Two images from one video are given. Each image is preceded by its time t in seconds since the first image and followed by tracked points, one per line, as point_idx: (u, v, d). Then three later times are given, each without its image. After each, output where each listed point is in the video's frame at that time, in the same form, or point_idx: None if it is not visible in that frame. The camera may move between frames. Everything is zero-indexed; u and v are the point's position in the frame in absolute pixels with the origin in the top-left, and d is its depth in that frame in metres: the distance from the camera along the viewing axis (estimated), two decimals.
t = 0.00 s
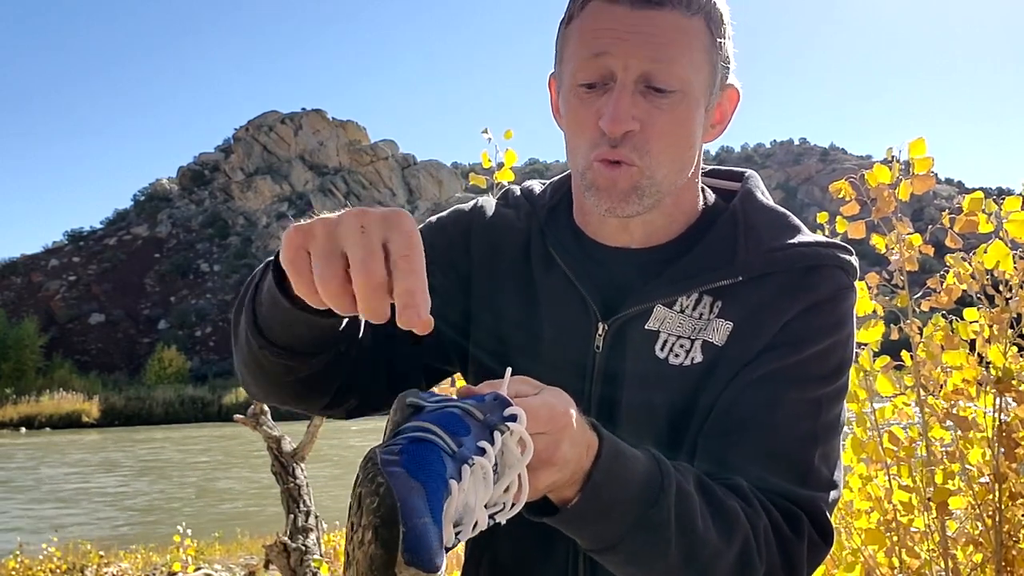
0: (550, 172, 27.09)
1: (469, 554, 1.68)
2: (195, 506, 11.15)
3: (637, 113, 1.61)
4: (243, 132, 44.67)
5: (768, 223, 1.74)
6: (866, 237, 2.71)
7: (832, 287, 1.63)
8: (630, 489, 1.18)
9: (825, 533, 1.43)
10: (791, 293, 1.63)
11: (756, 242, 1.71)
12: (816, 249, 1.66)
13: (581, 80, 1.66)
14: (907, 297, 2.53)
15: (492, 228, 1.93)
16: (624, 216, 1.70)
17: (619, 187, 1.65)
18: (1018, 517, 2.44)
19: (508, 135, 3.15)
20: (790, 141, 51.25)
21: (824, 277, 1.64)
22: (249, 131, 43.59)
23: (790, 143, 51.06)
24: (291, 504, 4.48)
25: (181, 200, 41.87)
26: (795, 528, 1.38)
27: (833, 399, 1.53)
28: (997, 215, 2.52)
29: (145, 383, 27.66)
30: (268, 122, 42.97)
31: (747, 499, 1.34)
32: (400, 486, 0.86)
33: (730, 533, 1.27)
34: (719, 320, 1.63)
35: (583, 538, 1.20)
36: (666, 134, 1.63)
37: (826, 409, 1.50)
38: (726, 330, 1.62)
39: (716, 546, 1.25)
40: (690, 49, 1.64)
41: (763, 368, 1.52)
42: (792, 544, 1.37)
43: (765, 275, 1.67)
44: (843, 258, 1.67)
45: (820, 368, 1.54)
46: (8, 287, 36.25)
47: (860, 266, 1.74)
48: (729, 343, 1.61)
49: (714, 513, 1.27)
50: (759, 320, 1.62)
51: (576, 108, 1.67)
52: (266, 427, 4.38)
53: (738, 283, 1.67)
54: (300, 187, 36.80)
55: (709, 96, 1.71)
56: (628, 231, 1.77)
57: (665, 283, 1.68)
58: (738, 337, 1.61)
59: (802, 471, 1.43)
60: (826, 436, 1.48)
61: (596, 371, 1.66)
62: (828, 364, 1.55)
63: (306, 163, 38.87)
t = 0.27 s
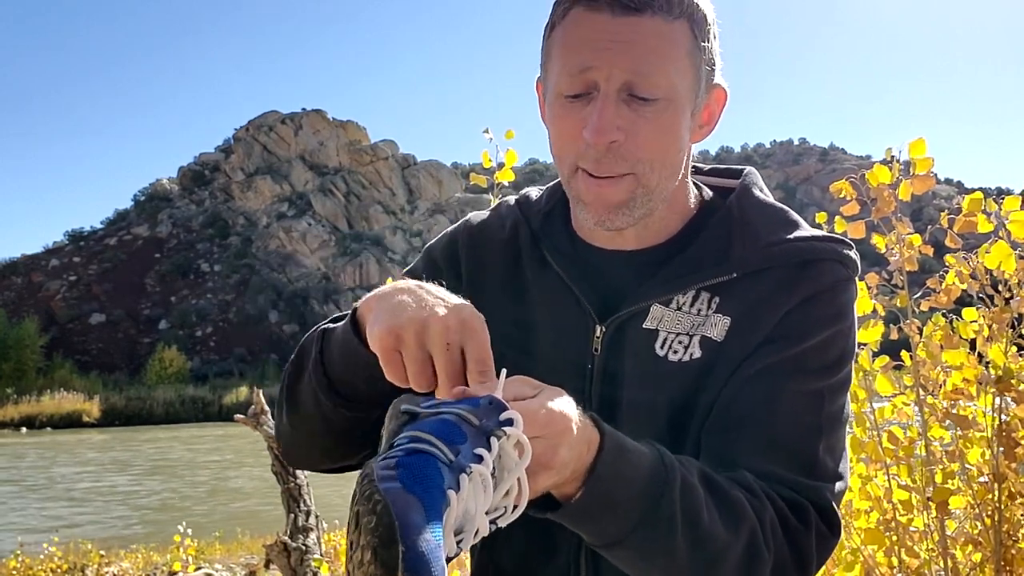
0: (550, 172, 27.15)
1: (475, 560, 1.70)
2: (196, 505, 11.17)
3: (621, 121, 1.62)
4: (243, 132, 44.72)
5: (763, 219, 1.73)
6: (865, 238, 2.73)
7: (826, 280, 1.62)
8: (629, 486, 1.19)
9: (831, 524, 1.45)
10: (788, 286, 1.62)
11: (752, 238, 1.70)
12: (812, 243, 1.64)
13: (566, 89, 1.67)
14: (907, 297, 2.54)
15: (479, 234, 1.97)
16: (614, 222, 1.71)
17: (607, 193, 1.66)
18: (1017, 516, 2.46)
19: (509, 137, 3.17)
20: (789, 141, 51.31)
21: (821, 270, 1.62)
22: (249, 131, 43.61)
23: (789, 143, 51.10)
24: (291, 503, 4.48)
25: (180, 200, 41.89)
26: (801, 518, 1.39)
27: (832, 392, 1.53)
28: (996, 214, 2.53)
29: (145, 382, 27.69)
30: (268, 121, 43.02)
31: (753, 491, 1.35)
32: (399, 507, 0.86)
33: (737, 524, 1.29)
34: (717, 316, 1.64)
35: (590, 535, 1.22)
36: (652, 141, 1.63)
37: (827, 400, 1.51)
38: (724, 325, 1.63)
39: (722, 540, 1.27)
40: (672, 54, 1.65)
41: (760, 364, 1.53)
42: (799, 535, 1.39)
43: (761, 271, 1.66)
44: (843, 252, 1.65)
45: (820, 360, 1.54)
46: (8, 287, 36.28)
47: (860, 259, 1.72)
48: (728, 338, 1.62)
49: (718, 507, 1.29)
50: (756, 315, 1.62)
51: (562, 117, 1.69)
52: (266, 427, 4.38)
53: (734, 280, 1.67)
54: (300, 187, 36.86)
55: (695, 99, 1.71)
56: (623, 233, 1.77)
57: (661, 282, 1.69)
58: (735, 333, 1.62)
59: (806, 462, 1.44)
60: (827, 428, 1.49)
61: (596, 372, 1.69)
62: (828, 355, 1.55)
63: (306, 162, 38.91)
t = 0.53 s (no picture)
0: (550, 173, 27.13)
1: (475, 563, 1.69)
2: (196, 505, 11.16)
3: (626, 119, 1.61)
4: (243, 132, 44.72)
5: (761, 217, 1.72)
6: (865, 238, 2.72)
7: (824, 276, 1.61)
8: (637, 484, 1.19)
9: (838, 516, 1.45)
10: (785, 283, 1.62)
11: (750, 237, 1.69)
12: (808, 240, 1.63)
13: (572, 87, 1.67)
14: (907, 297, 2.53)
15: (473, 240, 1.96)
16: (615, 217, 1.69)
17: (611, 190, 1.65)
18: (1019, 517, 2.43)
19: (508, 136, 3.16)
20: (790, 141, 51.28)
21: (818, 268, 1.62)
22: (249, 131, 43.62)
23: (789, 142, 51.06)
24: (291, 503, 4.47)
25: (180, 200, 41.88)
26: (809, 512, 1.39)
27: (835, 388, 1.52)
28: (996, 214, 2.52)
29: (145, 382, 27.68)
30: (268, 122, 43.01)
31: (759, 486, 1.35)
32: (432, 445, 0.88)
33: (745, 517, 1.29)
34: (718, 313, 1.63)
35: (603, 534, 1.21)
36: (655, 139, 1.62)
37: (830, 396, 1.51)
38: (726, 322, 1.62)
39: (730, 533, 1.27)
40: (678, 55, 1.64)
41: (764, 359, 1.52)
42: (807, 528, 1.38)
43: (759, 268, 1.66)
44: (837, 250, 1.65)
45: (822, 355, 1.53)
46: (8, 287, 36.29)
47: (855, 257, 1.72)
48: (730, 335, 1.61)
49: (722, 496, 1.29)
50: (758, 313, 1.61)
51: (568, 114, 1.68)
52: (266, 427, 4.37)
53: (734, 278, 1.66)
54: (300, 187, 36.85)
55: (698, 99, 1.70)
56: (623, 233, 1.76)
57: (661, 282, 1.68)
58: (737, 329, 1.61)
59: (811, 456, 1.45)
60: (831, 424, 1.49)
61: (596, 371, 1.68)
62: (828, 350, 1.54)
63: (306, 163, 38.90)
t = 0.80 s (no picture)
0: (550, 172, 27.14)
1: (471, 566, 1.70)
2: (196, 505, 11.17)
3: (614, 113, 1.61)
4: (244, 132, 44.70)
5: (757, 220, 1.72)
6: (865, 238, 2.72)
7: (822, 279, 1.61)
8: (641, 521, 1.19)
9: (844, 524, 1.44)
10: (782, 286, 1.62)
11: (747, 239, 1.69)
12: (805, 242, 1.64)
13: (560, 84, 1.68)
14: (907, 297, 2.53)
15: (472, 238, 1.96)
16: (608, 212, 1.69)
17: (602, 186, 1.64)
18: (1018, 516, 2.44)
19: (507, 136, 3.16)
20: (790, 141, 51.31)
21: (815, 270, 1.63)
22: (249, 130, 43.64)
23: (789, 142, 51.09)
24: (291, 503, 4.46)
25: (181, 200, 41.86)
26: (814, 522, 1.38)
27: (835, 392, 1.52)
28: (995, 215, 2.52)
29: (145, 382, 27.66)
30: (268, 122, 43.01)
31: (763, 501, 1.34)
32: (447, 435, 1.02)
33: (749, 538, 1.28)
34: (718, 317, 1.62)
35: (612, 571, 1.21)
36: (644, 133, 1.62)
37: (833, 400, 1.50)
38: (726, 326, 1.61)
39: (735, 554, 1.26)
40: (664, 50, 1.65)
41: (766, 368, 1.52)
42: (811, 538, 1.37)
43: (756, 270, 1.65)
44: (834, 253, 1.65)
45: (823, 359, 1.53)
46: (8, 287, 36.26)
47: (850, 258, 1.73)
48: (730, 339, 1.60)
49: (724, 516, 1.29)
50: (757, 315, 1.61)
51: (557, 111, 1.69)
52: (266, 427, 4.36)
53: (731, 280, 1.66)
54: (300, 187, 36.85)
55: (685, 94, 1.71)
56: (617, 231, 1.76)
57: (659, 282, 1.68)
58: (737, 334, 1.61)
59: (814, 463, 1.44)
60: (832, 427, 1.48)
61: (595, 371, 1.68)
62: (828, 354, 1.54)
63: (306, 162, 38.91)
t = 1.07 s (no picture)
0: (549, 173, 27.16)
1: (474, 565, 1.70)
2: (196, 505, 11.17)
3: (606, 110, 1.62)
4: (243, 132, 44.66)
5: (757, 222, 1.72)
6: (866, 238, 2.72)
7: (822, 282, 1.62)
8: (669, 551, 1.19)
9: (850, 531, 1.44)
10: (781, 291, 1.62)
11: (748, 240, 1.69)
12: (804, 245, 1.64)
13: (551, 83, 1.69)
14: (907, 297, 2.53)
15: (471, 238, 1.96)
16: (602, 209, 1.68)
17: (594, 182, 1.64)
18: (1018, 516, 2.43)
19: (508, 136, 3.17)
20: (790, 141, 51.35)
21: (815, 273, 1.63)
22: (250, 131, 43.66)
23: (789, 142, 51.11)
24: (291, 503, 4.46)
25: (180, 200, 41.85)
26: (822, 532, 1.39)
27: (837, 396, 1.53)
28: (997, 214, 2.52)
29: (145, 382, 27.67)
30: (268, 122, 43.05)
31: (773, 514, 1.36)
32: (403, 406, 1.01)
33: (765, 558, 1.29)
34: (719, 319, 1.62)
35: None
36: (636, 130, 1.63)
37: (835, 404, 1.51)
38: (727, 330, 1.61)
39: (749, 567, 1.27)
40: (654, 47, 1.65)
41: (768, 374, 1.52)
42: (821, 550, 1.38)
43: (757, 274, 1.65)
44: (833, 255, 1.65)
45: (824, 362, 1.53)
46: (8, 287, 36.27)
47: (849, 259, 1.73)
48: (732, 343, 1.60)
49: (743, 537, 1.30)
50: (757, 319, 1.61)
51: (550, 111, 1.70)
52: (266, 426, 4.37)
53: (730, 283, 1.66)
54: (300, 187, 36.85)
55: (678, 90, 1.70)
56: (613, 230, 1.75)
57: (660, 283, 1.67)
58: (738, 337, 1.60)
59: (820, 468, 1.44)
60: (835, 429, 1.49)
61: (595, 372, 1.68)
62: (829, 358, 1.55)
63: (306, 163, 38.91)
